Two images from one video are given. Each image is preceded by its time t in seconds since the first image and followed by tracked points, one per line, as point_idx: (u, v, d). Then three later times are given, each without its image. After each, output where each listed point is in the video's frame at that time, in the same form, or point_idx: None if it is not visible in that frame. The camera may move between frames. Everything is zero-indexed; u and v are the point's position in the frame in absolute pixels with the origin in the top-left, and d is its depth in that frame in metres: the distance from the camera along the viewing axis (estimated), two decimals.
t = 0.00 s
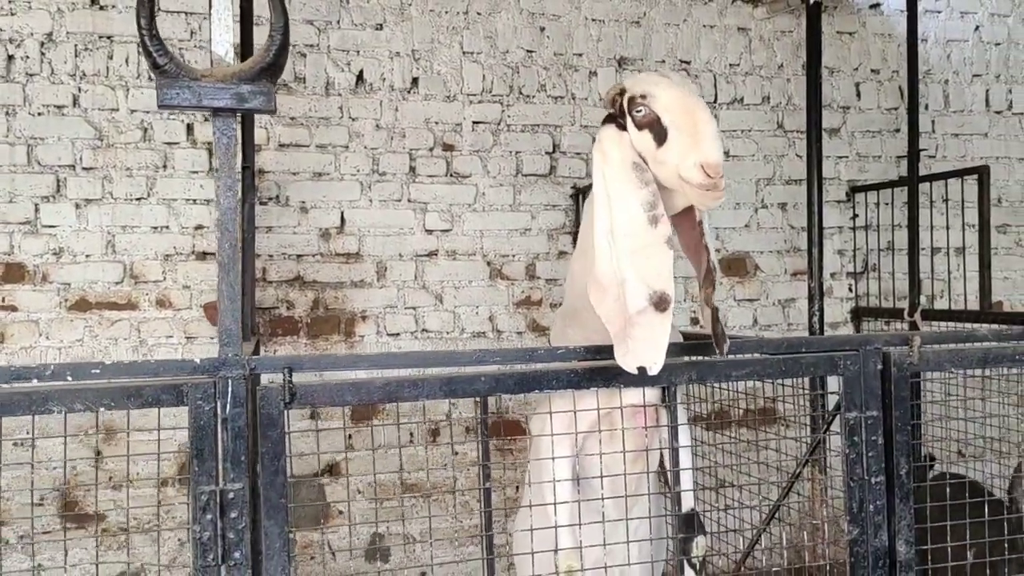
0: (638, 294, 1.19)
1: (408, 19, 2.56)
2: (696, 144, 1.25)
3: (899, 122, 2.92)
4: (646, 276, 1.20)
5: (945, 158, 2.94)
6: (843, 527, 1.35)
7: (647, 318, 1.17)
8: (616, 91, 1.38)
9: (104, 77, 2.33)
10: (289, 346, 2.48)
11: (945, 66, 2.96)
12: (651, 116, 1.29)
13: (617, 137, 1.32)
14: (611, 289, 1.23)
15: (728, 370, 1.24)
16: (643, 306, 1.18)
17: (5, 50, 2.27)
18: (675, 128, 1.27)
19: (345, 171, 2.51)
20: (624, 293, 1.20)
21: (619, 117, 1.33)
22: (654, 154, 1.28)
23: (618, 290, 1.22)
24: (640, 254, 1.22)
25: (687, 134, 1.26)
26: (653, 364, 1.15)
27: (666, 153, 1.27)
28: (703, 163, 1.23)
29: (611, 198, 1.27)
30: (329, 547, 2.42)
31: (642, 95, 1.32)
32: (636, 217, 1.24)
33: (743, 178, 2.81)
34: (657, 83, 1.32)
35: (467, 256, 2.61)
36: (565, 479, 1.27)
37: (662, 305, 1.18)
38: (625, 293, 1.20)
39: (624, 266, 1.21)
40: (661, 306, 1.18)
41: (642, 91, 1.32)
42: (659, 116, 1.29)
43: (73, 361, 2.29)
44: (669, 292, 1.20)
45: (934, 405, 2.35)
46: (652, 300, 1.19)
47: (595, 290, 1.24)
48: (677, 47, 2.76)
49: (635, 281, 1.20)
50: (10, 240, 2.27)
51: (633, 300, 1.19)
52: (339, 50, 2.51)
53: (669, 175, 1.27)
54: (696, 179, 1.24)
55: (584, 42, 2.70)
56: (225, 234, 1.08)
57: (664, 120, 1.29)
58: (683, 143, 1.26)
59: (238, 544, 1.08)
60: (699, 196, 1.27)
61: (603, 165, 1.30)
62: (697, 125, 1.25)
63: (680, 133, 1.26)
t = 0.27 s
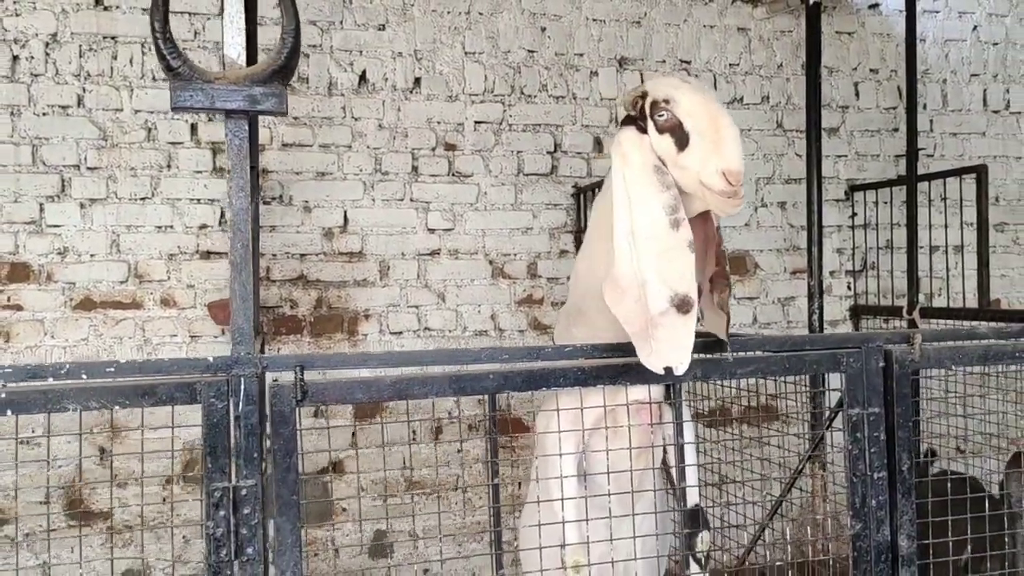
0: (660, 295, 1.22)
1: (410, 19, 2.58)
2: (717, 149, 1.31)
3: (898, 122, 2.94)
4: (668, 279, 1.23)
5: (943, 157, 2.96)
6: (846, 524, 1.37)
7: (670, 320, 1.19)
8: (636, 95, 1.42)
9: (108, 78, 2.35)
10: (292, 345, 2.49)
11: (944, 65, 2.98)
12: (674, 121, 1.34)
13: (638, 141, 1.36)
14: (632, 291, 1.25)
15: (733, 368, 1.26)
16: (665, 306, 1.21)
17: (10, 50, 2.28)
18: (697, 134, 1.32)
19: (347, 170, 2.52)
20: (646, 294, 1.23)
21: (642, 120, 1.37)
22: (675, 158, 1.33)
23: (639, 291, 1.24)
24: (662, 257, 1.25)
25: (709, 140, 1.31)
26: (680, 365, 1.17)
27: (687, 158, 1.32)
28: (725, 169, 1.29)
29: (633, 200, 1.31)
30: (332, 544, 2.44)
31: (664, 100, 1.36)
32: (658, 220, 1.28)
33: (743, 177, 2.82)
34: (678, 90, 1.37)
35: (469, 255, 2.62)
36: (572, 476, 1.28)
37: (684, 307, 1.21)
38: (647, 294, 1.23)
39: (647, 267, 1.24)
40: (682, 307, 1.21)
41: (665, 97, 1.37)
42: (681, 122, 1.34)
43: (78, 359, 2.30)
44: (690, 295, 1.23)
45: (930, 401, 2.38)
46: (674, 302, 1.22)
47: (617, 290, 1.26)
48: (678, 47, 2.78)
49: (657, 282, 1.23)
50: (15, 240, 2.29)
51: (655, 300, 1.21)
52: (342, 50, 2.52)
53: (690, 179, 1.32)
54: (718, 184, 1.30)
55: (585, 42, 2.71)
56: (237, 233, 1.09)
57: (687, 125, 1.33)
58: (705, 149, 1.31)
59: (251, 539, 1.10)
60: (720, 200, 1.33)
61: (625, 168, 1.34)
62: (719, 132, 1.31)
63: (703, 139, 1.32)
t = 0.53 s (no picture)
0: (694, 293, 1.23)
1: (414, 11, 2.56)
2: (754, 156, 1.31)
3: (901, 116, 2.94)
4: (703, 278, 1.24)
5: (946, 152, 2.96)
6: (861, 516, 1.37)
7: (705, 319, 1.21)
8: (672, 89, 1.41)
9: (110, 69, 2.33)
10: (295, 338, 2.48)
11: (947, 60, 2.98)
12: (711, 121, 1.34)
13: (672, 137, 1.36)
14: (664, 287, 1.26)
15: (749, 359, 1.26)
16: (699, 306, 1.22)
17: (11, 41, 2.26)
18: (734, 137, 1.33)
19: (351, 163, 2.51)
20: (680, 292, 1.24)
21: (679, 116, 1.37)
22: (710, 159, 1.33)
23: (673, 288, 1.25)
24: (696, 255, 1.26)
25: (746, 145, 1.32)
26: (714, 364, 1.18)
27: (722, 160, 1.32)
28: (759, 177, 1.30)
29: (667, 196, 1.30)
30: (336, 538, 2.43)
31: (702, 99, 1.36)
32: (692, 218, 1.28)
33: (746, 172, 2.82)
34: (717, 89, 1.37)
35: (473, 249, 2.61)
36: (587, 468, 1.27)
37: (719, 307, 1.22)
38: (681, 292, 1.24)
39: (681, 266, 1.25)
40: (717, 306, 1.22)
41: (703, 95, 1.36)
42: (718, 122, 1.34)
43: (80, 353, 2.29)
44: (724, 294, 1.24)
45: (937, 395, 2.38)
46: (707, 300, 1.23)
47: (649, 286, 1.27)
48: (681, 41, 2.78)
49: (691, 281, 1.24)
50: (16, 232, 2.27)
51: (690, 299, 1.22)
52: (345, 42, 2.51)
53: (723, 182, 1.32)
54: (751, 190, 1.31)
55: (589, 35, 2.70)
56: (253, 222, 1.08)
57: (724, 127, 1.33)
58: (740, 154, 1.32)
59: (266, 531, 1.09)
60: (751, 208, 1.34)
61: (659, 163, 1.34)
62: (757, 138, 1.31)
63: (739, 142, 1.32)
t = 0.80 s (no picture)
0: (726, 292, 1.22)
1: (418, 8, 2.55)
2: (776, 157, 1.28)
3: (905, 114, 2.94)
4: (736, 275, 1.23)
5: (949, 150, 2.96)
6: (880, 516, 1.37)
7: (739, 318, 1.19)
8: (696, 88, 1.39)
9: (113, 65, 2.31)
10: (300, 337, 2.46)
11: (950, 58, 2.98)
12: (734, 122, 1.32)
13: (697, 136, 1.34)
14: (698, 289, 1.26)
15: (771, 360, 1.25)
16: (733, 304, 1.21)
17: (13, 37, 2.24)
18: (757, 138, 1.30)
19: (355, 161, 2.50)
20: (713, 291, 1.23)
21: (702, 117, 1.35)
22: (733, 160, 1.31)
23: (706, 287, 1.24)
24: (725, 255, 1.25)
25: (769, 146, 1.29)
26: (752, 360, 1.18)
27: (745, 162, 1.30)
28: (780, 181, 1.27)
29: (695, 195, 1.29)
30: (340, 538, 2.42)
31: (725, 100, 1.34)
32: (721, 217, 1.27)
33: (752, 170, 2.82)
34: (742, 89, 1.34)
35: (477, 247, 2.60)
36: (606, 469, 1.26)
37: (754, 304, 1.21)
38: (713, 291, 1.23)
39: (713, 264, 1.24)
40: (751, 304, 1.21)
41: (727, 96, 1.34)
42: (741, 123, 1.32)
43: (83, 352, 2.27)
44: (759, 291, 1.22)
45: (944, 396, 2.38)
46: (742, 297, 1.22)
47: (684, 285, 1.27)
48: (686, 39, 2.77)
49: (723, 280, 1.23)
50: (18, 230, 2.25)
51: (723, 298, 1.21)
52: (350, 39, 2.49)
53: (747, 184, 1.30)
54: (772, 194, 1.28)
55: (594, 32, 2.69)
56: (272, 221, 1.07)
57: (746, 127, 1.31)
58: (763, 155, 1.29)
59: (286, 534, 1.07)
60: (769, 212, 1.31)
61: (684, 164, 1.33)
62: (780, 139, 1.29)
63: (762, 144, 1.29)
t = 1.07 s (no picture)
0: (710, 305, 1.21)
1: (416, 8, 2.54)
2: (774, 169, 1.25)
3: (901, 115, 2.95)
4: (722, 290, 1.22)
5: (945, 150, 2.98)
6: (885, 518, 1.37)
7: (719, 334, 1.19)
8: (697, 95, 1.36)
9: (110, 66, 2.30)
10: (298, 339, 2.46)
11: (946, 59, 2.99)
12: (732, 131, 1.29)
13: (695, 145, 1.32)
14: (682, 300, 1.26)
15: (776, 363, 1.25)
16: (715, 318, 1.20)
17: (8, 37, 2.23)
18: (755, 148, 1.27)
19: (353, 161, 2.49)
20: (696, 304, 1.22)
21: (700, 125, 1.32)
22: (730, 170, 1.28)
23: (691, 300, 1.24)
24: (714, 269, 1.23)
25: (767, 156, 1.26)
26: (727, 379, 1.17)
27: (743, 172, 1.27)
28: (778, 192, 1.24)
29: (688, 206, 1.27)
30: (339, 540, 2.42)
31: (725, 108, 1.31)
32: (712, 230, 1.25)
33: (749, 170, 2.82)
34: (742, 98, 1.31)
35: (476, 248, 2.59)
36: (613, 474, 1.26)
37: (737, 321, 1.20)
38: (697, 304, 1.22)
39: (698, 277, 1.23)
40: (733, 320, 1.20)
41: (727, 104, 1.31)
42: (740, 133, 1.29)
43: (80, 354, 2.26)
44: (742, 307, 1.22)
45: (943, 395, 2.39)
46: (725, 313, 1.21)
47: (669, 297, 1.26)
48: (684, 39, 2.77)
49: (709, 293, 1.22)
50: (14, 232, 2.24)
51: (706, 312, 1.20)
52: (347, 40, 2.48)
53: (743, 194, 1.27)
54: (768, 206, 1.25)
55: (592, 33, 2.69)
56: (278, 227, 1.07)
57: (745, 137, 1.28)
58: (761, 165, 1.26)
59: (293, 541, 1.07)
60: (768, 223, 1.27)
61: (680, 172, 1.30)
62: (778, 149, 1.25)
63: (760, 154, 1.27)
